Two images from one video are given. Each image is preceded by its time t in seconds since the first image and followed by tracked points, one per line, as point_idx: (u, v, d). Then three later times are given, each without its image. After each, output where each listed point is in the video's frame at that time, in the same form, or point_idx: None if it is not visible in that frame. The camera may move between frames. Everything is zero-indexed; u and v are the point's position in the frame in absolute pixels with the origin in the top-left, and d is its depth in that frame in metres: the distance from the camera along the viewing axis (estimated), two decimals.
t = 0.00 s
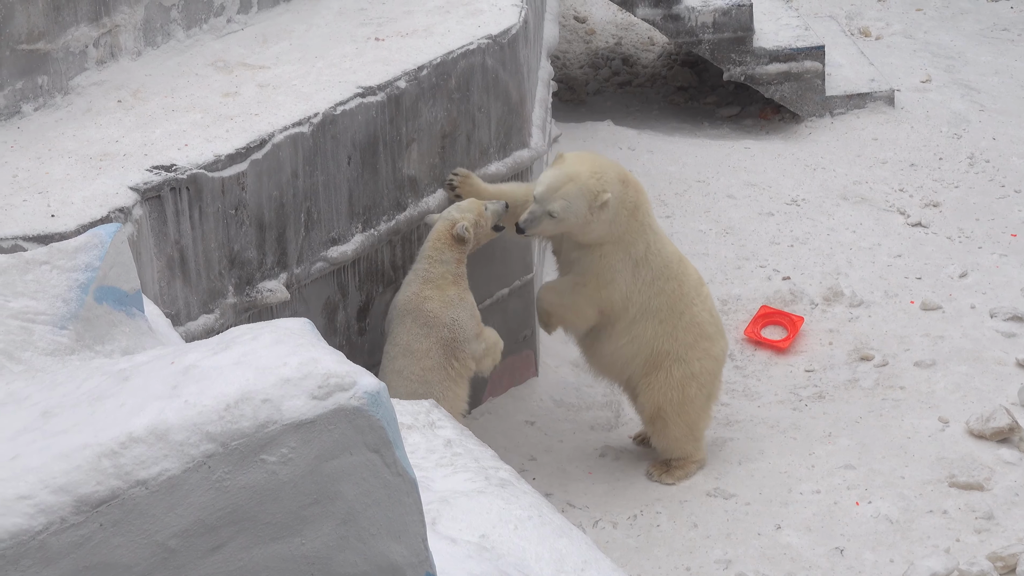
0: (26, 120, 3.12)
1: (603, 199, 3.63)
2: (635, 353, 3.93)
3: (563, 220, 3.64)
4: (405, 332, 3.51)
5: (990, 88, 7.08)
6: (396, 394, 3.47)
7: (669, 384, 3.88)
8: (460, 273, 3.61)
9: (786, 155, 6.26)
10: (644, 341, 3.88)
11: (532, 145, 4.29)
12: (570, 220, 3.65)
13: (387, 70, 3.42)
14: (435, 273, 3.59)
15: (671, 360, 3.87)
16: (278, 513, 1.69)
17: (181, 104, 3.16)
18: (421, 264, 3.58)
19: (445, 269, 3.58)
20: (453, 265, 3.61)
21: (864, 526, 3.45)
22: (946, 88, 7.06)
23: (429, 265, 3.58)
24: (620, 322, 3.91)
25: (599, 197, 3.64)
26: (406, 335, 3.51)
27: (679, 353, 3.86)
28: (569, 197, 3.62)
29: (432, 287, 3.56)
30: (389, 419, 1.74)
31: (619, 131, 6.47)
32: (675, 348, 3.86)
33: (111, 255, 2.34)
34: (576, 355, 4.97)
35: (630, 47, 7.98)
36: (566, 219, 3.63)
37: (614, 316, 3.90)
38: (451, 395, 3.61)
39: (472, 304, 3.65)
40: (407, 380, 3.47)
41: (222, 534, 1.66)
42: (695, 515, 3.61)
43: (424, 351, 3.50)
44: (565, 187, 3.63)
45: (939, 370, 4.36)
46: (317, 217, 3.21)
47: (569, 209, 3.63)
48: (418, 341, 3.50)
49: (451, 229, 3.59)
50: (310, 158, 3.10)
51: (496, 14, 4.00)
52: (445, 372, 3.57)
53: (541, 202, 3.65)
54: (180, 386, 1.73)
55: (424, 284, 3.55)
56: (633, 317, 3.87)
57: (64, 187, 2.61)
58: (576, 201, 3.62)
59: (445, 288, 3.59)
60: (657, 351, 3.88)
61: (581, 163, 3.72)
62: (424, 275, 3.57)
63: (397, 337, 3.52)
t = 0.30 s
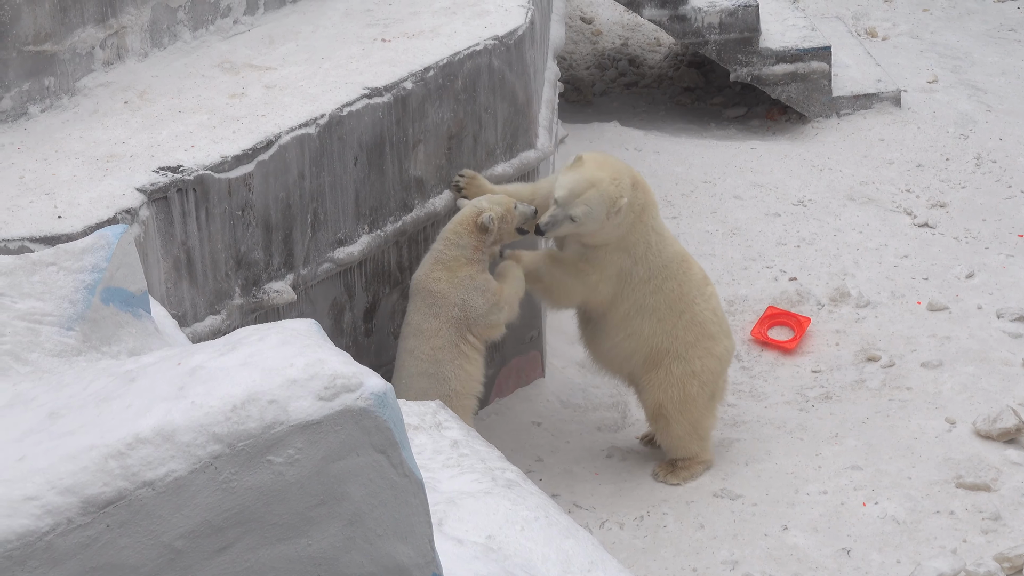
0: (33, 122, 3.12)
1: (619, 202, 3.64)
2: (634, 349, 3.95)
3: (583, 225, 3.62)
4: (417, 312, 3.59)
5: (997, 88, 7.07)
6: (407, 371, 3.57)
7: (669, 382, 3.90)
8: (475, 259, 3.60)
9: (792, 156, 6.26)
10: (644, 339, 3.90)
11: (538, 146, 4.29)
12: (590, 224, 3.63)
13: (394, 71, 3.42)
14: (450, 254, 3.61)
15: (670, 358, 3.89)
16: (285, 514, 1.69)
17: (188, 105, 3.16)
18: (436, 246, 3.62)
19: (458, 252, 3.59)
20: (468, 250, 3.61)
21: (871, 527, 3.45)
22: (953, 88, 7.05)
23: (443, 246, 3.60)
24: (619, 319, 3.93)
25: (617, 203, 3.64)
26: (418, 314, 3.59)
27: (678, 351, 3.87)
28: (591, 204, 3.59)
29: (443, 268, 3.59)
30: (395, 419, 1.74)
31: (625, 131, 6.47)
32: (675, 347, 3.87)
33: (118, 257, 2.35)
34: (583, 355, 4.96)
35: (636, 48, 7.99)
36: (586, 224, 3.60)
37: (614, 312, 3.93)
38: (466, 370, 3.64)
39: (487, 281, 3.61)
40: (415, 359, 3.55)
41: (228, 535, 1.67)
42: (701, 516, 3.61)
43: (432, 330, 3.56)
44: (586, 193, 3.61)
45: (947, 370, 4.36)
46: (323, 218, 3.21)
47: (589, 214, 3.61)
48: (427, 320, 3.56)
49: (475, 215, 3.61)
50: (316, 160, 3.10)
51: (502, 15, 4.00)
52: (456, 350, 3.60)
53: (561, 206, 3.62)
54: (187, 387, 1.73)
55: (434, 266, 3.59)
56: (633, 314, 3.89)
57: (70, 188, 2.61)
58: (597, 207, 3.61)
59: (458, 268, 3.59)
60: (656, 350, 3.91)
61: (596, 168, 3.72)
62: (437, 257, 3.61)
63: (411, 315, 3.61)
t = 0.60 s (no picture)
0: (39, 123, 3.12)
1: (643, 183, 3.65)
2: (634, 350, 3.96)
3: (608, 194, 3.58)
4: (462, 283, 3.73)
5: (1004, 88, 7.06)
6: (443, 336, 3.66)
7: (670, 382, 3.90)
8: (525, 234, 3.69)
9: (798, 156, 6.25)
10: (643, 339, 3.91)
11: (545, 146, 4.29)
12: (613, 199, 3.60)
13: (400, 72, 3.42)
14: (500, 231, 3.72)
15: (670, 359, 3.89)
16: (291, 515, 1.69)
17: (195, 107, 3.16)
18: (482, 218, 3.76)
19: (510, 228, 3.68)
20: (518, 226, 3.70)
21: (878, 528, 3.45)
22: (960, 89, 7.05)
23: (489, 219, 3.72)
24: (617, 316, 3.94)
25: (641, 184, 3.64)
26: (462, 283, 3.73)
27: (679, 352, 3.87)
28: (617, 174, 3.59)
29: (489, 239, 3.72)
30: (401, 420, 1.73)
31: (632, 132, 6.47)
32: (675, 348, 3.87)
33: (125, 258, 2.34)
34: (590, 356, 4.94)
35: (642, 49, 7.99)
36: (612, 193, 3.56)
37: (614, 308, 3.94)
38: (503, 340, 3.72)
39: (535, 252, 3.72)
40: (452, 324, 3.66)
41: (235, 536, 1.67)
42: (708, 517, 3.61)
43: (475, 297, 3.69)
44: (614, 166, 3.61)
45: (954, 370, 4.35)
46: (331, 219, 3.21)
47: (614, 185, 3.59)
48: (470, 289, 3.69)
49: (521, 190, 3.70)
50: (323, 161, 3.10)
51: (509, 16, 4.00)
52: (497, 318, 3.71)
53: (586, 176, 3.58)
54: (194, 388, 1.73)
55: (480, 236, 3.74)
56: (632, 313, 3.91)
57: (77, 189, 2.62)
58: (623, 179, 3.59)
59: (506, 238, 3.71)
60: (655, 351, 3.91)
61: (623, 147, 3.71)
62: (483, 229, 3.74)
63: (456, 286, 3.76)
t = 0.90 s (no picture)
0: (44, 124, 3.12)
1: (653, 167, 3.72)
2: (660, 345, 3.97)
3: (619, 176, 3.66)
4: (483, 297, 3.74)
5: (1008, 88, 7.06)
6: (472, 349, 3.65)
7: (693, 375, 3.91)
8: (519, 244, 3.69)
9: (803, 156, 6.25)
10: (667, 331, 3.93)
11: (549, 146, 4.28)
12: (626, 180, 3.67)
13: (405, 72, 3.42)
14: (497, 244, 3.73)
15: (694, 351, 3.91)
16: (296, 515, 1.69)
17: (200, 107, 3.16)
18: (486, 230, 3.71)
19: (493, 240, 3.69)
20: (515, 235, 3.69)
21: (883, 527, 3.45)
22: (964, 88, 7.04)
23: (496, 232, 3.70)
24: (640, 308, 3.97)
25: (650, 166, 3.70)
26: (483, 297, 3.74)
27: (702, 343, 3.90)
28: (628, 156, 3.67)
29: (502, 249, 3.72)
30: (406, 421, 1.74)
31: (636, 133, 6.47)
32: (698, 339, 3.90)
33: (130, 258, 2.35)
34: (595, 355, 4.91)
35: (646, 49, 7.99)
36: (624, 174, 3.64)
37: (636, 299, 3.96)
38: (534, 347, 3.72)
39: (546, 258, 3.73)
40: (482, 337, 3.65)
41: (240, 537, 1.67)
42: (713, 517, 3.60)
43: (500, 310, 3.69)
44: (624, 149, 3.70)
45: (959, 370, 4.35)
46: (335, 220, 3.21)
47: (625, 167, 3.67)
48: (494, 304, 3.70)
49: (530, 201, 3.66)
50: (328, 161, 3.10)
51: (513, 16, 4.00)
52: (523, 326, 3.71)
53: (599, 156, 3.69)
54: (199, 389, 1.73)
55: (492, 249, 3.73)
56: (655, 304, 3.93)
57: (82, 190, 2.62)
58: (633, 158, 3.68)
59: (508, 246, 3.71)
60: (679, 342, 3.93)
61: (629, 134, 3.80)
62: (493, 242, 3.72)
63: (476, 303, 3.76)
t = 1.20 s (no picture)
0: (48, 125, 3.12)
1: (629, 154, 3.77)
2: (671, 350, 3.96)
3: (592, 171, 3.82)
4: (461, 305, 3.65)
5: (1012, 88, 7.06)
6: (463, 362, 3.63)
7: (703, 383, 3.90)
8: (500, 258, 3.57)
9: (806, 156, 6.25)
10: (678, 335, 3.92)
11: (553, 147, 4.28)
12: (599, 171, 3.81)
13: (408, 73, 3.42)
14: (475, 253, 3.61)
15: (705, 359, 3.89)
16: (299, 516, 1.69)
17: (203, 108, 3.16)
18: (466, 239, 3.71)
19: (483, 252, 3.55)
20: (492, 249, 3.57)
21: (887, 527, 3.45)
22: (968, 88, 7.04)
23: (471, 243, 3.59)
24: (652, 311, 3.97)
25: (623, 146, 3.80)
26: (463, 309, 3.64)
27: (712, 351, 3.87)
28: (593, 148, 3.81)
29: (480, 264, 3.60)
30: (410, 422, 1.74)
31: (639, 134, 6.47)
32: (710, 348, 3.87)
33: (133, 259, 2.34)
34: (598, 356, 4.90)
35: (649, 49, 7.99)
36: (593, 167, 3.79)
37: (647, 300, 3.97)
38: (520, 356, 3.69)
39: (519, 277, 3.63)
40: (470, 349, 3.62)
41: (245, 538, 1.67)
42: (717, 517, 3.60)
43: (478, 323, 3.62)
44: (589, 141, 3.83)
45: (963, 370, 4.35)
46: (338, 221, 3.21)
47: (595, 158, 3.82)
48: (472, 315, 3.62)
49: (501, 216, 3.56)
50: (332, 162, 3.10)
51: (517, 17, 4.00)
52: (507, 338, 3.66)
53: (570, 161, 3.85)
54: (203, 389, 1.73)
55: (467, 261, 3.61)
56: (666, 308, 3.93)
57: (86, 192, 2.61)
58: (600, 148, 3.81)
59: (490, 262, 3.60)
60: (691, 348, 3.91)
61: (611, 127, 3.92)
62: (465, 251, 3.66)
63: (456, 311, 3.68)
